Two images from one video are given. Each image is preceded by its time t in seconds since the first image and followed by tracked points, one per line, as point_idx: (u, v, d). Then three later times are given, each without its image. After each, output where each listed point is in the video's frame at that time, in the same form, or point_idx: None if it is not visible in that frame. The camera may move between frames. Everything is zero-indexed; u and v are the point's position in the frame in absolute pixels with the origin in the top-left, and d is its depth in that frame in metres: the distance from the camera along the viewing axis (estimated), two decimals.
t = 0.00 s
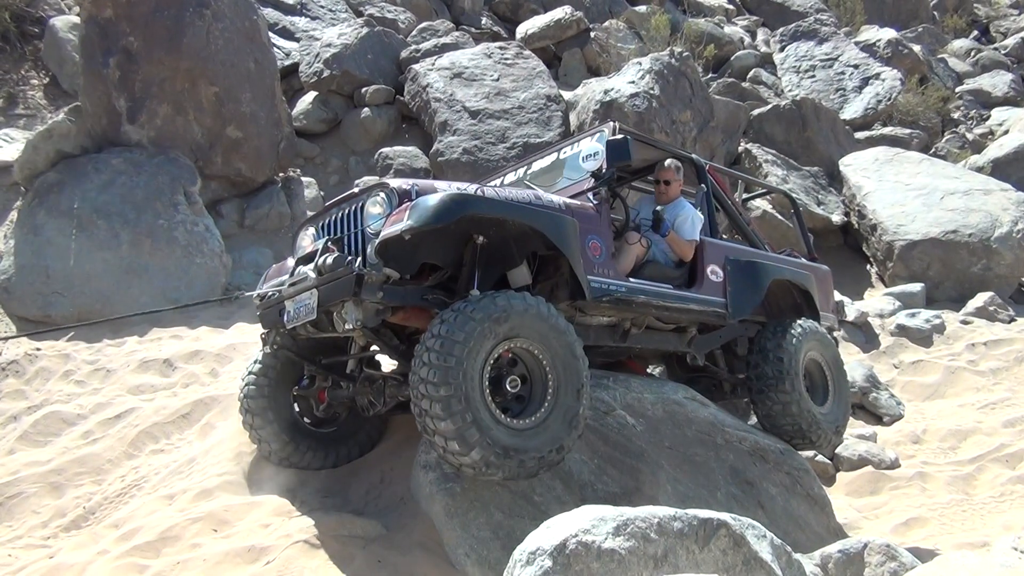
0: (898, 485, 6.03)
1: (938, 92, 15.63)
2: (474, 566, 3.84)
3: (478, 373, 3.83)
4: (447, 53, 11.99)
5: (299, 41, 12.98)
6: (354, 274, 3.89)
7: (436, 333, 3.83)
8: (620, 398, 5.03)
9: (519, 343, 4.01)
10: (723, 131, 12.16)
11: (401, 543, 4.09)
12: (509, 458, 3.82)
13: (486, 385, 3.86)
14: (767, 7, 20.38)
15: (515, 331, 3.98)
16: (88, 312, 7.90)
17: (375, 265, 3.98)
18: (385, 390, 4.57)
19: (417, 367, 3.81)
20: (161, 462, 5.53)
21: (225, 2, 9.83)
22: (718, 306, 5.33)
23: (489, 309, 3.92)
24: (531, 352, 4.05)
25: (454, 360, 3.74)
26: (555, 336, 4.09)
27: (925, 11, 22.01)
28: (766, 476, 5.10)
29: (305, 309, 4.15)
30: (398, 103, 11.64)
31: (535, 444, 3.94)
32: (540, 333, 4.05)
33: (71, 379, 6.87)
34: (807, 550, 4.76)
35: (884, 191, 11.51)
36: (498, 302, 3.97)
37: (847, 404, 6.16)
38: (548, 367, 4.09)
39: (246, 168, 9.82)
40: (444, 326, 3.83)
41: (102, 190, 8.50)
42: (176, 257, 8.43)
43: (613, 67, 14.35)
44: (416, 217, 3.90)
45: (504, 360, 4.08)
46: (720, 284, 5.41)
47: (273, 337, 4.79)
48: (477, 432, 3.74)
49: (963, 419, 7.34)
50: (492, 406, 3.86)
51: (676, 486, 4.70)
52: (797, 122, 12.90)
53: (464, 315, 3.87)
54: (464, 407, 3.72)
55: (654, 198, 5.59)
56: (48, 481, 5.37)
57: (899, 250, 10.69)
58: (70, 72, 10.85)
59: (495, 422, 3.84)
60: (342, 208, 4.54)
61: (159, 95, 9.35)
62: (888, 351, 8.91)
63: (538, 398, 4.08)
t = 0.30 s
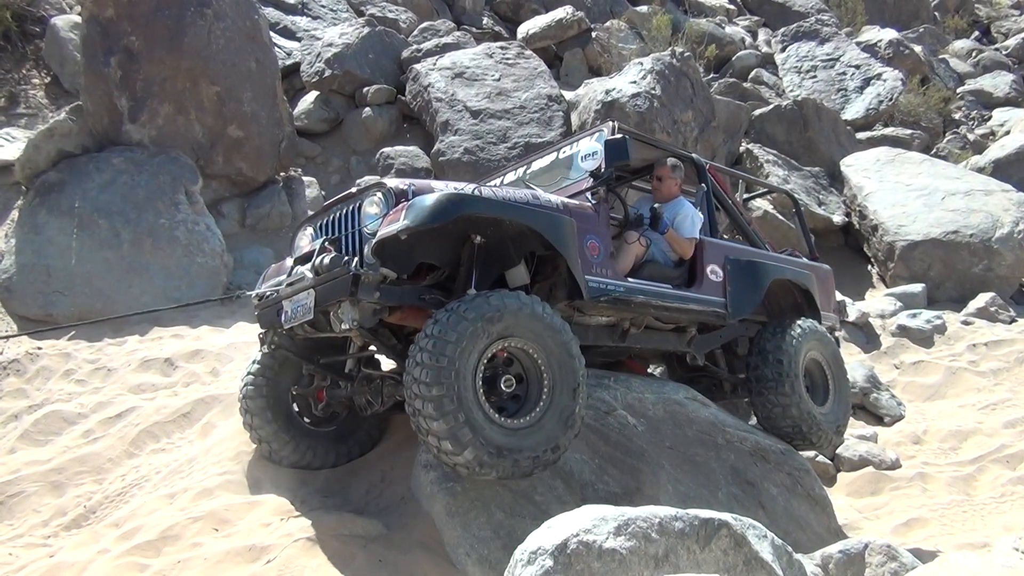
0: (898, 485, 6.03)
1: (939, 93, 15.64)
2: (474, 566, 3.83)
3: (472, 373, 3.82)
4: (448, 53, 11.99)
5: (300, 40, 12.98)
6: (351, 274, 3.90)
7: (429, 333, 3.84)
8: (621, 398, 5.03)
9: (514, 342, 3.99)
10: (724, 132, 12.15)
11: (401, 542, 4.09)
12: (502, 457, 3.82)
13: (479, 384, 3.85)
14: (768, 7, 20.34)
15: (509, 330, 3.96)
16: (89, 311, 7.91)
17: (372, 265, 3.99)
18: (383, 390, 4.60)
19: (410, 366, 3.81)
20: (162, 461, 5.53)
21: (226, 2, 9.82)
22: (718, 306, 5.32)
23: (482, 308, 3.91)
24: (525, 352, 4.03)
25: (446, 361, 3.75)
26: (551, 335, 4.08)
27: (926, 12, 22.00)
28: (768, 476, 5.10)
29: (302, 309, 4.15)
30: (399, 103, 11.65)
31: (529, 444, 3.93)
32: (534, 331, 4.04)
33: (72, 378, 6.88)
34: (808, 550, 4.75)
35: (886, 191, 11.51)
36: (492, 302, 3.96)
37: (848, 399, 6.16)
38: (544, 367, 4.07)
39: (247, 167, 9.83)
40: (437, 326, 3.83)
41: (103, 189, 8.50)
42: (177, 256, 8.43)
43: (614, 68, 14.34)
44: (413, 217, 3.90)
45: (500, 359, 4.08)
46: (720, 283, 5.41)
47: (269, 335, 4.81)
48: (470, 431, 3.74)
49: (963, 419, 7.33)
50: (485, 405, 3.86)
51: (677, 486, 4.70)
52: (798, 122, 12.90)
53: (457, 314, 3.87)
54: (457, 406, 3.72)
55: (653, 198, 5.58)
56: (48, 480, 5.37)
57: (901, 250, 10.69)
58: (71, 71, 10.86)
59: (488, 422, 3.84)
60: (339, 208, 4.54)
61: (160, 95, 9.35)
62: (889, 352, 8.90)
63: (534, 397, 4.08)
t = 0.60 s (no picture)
0: (901, 486, 6.01)
1: (942, 94, 15.62)
2: (477, 566, 3.84)
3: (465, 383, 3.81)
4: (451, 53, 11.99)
5: (303, 40, 12.99)
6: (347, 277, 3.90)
7: (416, 346, 3.81)
8: (624, 398, 5.04)
9: (503, 345, 3.97)
10: (727, 132, 12.14)
11: (404, 542, 4.09)
12: (504, 462, 3.84)
13: (471, 391, 3.84)
14: (771, 7, 20.31)
15: (495, 334, 3.93)
16: (92, 311, 7.91)
17: (368, 269, 4.02)
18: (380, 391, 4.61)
19: (402, 383, 3.79)
20: (164, 461, 5.53)
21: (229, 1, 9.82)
22: (718, 305, 5.31)
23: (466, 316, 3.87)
24: (519, 352, 4.02)
25: (436, 375, 3.72)
26: (538, 330, 4.06)
27: (929, 12, 21.96)
28: (770, 476, 5.09)
29: (298, 311, 4.15)
30: (402, 102, 11.65)
31: (531, 445, 3.96)
32: (524, 331, 4.02)
33: (75, 376, 6.88)
34: (810, 551, 4.74)
35: (888, 192, 11.51)
36: (475, 308, 3.91)
37: (848, 389, 6.16)
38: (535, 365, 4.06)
39: (250, 167, 9.84)
40: (424, 339, 3.80)
41: (106, 188, 8.51)
42: (180, 256, 8.44)
43: (617, 68, 14.33)
44: (409, 219, 3.90)
45: (492, 361, 4.06)
46: (720, 282, 5.39)
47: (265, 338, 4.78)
48: (469, 442, 3.75)
49: (966, 420, 7.32)
50: (480, 412, 3.86)
51: (680, 486, 4.71)
52: (801, 123, 12.90)
53: (443, 325, 3.83)
54: (453, 420, 3.71)
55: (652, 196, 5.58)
56: (51, 478, 5.38)
57: (904, 251, 10.68)
58: (74, 70, 10.87)
59: (485, 429, 3.84)
60: (335, 209, 4.53)
61: (164, 94, 9.36)
62: (891, 353, 8.90)
63: (531, 396, 4.08)
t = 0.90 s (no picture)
0: (905, 487, 6.00)
1: (948, 94, 15.59)
2: (481, 565, 3.85)
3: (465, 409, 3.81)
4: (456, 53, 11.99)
5: (308, 39, 12.99)
6: (342, 278, 3.89)
7: (405, 402, 3.73)
8: (628, 398, 5.04)
9: (480, 357, 3.89)
10: (732, 132, 12.12)
11: (408, 540, 4.10)
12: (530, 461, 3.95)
13: (470, 411, 3.83)
14: (777, 8, 20.28)
15: (470, 352, 3.85)
16: (97, 309, 7.92)
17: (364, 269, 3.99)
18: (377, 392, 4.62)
19: (408, 436, 3.77)
20: (169, 459, 5.55)
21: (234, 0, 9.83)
22: (717, 303, 5.30)
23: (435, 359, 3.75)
24: (511, 351, 4.00)
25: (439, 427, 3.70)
26: (504, 320, 3.97)
27: (935, 13, 21.89)
28: (774, 477, 5.09)
29: (294, 313, 4.17)
30: (406, 102, 11.65)
31: (549, 429, 4.05)
32: (499, 330, 3.95)
33: (80, 374, 6.90)
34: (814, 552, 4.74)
35: (894, 192, 11.49)
36: (440, 342, 3.78)
37: (847, 382, 6.15)
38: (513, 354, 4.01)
39: (255, 166, 9.85)
40: (408, 394, 3.71)
41: (111, 186, 8.53)
42: (184, 254, 8.46)
43: (622, 68, 14.33)
44: (403, 219, 3.90)
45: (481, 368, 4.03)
46: (719, 280, 5.37)
47: (261, 338, 4.83)
48: (497, 465, 3.84)
49: (971, 422, 7.31)
50: (486, 429, 3.88)
51: (683, 487, 4.71)
52: (806, 123, 12.88)
53: (420, 374, 3.73)
54: (472, 455, 3.76)
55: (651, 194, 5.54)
56: (56, 476, 5.39)
57: (909, 252, 10.67)
58: (80, 69, 10.89)
59: (500, 444, 3.90)
60: (331, 209, 4.53)
61: (169, 93, 9.37)
62: (895, 354, 8.88)
63: (526, 381, 4.10)
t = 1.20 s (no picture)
0: (911, 490, 5.98)
1: (955, 96, 15.54)
2: (486, 565, 3.85)
3: (486, 441, 3.85)
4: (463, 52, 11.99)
5: (315, 39, 13.01)
6: (339, 285, 3.91)
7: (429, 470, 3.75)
8: (634, 399, 5.04)
9: (465, 394, 3.81)
10: (739, 133, 12.11)
11: (412, 539, 4.10)
12: (564, 432, 4.10)
13: (484, 435, 3.85)
14: (784, 9, 20.24)
15: (458, 395, 3.77)
16: (103, 306, 7.94)
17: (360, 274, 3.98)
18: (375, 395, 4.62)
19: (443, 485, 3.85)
20: (175, 456, 5.56)
21: None
22: (718, 300, 5.28)
23: (438, 436, 3.68)
24: (504, 356, 3.96)
25: (482, 481, 3.79)
26: (467, 345, 3.82)
27: (943, 15, 21.81)
28: (780, 479, 5.08)
29: (291, 320, 4.18)
30: (413, 101, 11.65)
31: (563, 399, 4.12)
32: (472, 355, 3.83)
33: (87, 371, 6.92)
34: (820, 555, 4.73)
35: (901, 195, 11.46)
36: (434, 415, 3.68)
37: (847, 368, 6.11)
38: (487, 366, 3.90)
39: (262, 165, 9.87)
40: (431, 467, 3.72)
41: (119, 184, 8.55)
42: (191, 252, 8.48)
43: (629, 68, 14.32)
44: (401, 224, 3.87)
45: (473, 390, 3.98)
46: (719, 277, 5.36)
47: (258, 345, 4.79)
48: (535, 469, 3.97)
49: (978, 425, 7.28)
50: (506, 444, 3.93)
51: (688, 489, 4.71)
52: (813, 125, 12.86)
53: (431, 446, 3.69)
54: (511, 477, 3.88)
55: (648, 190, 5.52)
56: (62, 473, 5.41)
57: (916, 254, 10.64)
58: (88, 67, 10.92)
59: (530, 445, 4.00)
60: (327, 213, 4.52)
61: (176, 91, 9.39)
62: (902, 356, 8.86)
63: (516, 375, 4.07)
